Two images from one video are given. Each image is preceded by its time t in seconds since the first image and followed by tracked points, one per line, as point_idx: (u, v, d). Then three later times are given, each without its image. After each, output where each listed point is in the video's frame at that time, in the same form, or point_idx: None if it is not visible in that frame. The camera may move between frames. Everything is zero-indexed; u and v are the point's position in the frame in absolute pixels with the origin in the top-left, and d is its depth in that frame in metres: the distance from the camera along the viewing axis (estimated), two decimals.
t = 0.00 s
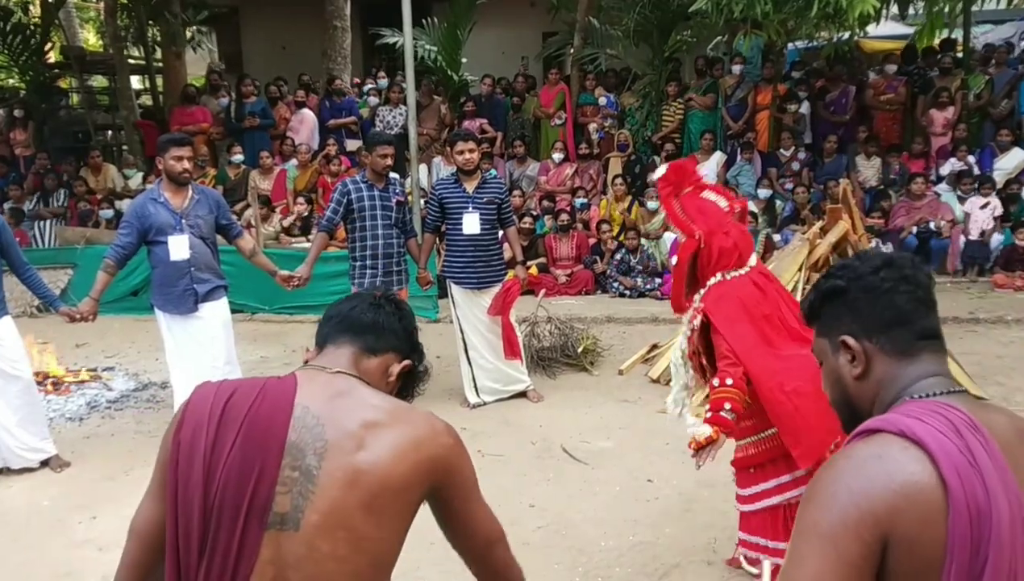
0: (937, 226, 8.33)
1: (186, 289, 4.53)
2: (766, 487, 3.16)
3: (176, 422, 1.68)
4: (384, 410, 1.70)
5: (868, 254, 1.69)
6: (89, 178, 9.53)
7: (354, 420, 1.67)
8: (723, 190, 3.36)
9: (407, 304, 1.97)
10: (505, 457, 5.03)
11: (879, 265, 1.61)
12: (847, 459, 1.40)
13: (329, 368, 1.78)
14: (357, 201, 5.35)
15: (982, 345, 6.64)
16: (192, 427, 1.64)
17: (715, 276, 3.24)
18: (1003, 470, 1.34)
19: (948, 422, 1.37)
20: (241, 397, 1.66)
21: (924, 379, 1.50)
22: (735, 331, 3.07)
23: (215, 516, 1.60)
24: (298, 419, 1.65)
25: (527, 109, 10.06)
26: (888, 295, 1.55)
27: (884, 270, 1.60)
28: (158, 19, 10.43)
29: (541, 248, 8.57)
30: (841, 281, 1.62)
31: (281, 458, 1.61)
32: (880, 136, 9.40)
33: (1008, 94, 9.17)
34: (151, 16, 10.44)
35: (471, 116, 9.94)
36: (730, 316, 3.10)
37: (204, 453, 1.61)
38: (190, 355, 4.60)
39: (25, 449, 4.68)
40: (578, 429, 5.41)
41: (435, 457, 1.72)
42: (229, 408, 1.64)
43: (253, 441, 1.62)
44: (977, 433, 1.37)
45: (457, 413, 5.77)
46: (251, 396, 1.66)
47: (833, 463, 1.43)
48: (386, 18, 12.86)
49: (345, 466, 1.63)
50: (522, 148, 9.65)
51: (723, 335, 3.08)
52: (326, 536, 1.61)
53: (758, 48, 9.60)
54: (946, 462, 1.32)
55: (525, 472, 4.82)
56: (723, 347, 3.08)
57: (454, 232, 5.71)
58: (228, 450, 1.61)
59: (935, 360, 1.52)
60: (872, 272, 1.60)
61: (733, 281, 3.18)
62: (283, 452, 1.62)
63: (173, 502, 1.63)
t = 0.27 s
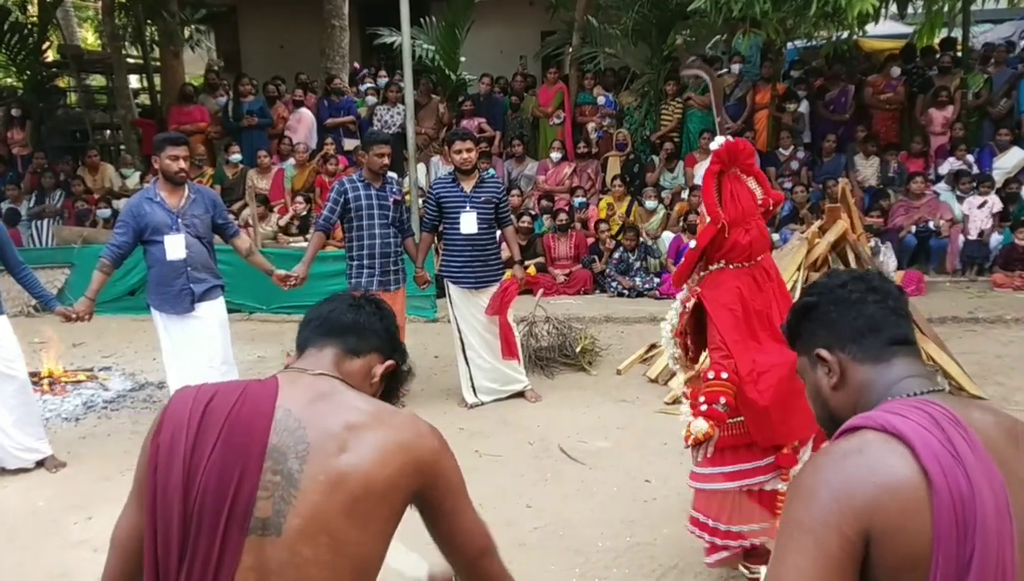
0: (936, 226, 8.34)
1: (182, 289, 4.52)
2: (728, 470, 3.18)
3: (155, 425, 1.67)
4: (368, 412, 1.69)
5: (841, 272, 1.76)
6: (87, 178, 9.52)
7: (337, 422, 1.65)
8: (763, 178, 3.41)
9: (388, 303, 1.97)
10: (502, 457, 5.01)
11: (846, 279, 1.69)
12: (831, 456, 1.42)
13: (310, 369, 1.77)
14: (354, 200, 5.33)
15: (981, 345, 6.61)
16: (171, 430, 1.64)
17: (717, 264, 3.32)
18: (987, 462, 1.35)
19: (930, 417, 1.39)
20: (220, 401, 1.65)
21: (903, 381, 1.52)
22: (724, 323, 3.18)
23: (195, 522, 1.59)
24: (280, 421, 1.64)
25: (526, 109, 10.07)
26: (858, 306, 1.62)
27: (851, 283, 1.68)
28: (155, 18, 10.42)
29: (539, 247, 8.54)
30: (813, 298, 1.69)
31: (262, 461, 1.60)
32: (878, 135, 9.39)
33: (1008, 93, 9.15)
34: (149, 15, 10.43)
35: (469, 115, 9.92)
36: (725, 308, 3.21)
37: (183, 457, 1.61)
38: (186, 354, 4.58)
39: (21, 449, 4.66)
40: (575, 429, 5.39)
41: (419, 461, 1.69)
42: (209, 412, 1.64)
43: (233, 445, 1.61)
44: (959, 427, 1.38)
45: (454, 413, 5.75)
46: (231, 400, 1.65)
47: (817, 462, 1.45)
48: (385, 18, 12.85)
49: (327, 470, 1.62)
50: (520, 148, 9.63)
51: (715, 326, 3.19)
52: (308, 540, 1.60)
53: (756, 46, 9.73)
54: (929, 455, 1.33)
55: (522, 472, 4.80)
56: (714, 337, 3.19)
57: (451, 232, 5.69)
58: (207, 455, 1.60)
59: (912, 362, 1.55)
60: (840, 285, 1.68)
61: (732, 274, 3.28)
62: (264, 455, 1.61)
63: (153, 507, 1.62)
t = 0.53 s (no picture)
0: (936, 225, 8.24)
1: (178, 289, 4.50)
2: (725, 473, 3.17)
3: (117, 437, 1.55)
4: (339, 425, 1.54)
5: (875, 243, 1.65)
6: (84, 178, 9.54)
7: (302, 442, 1.52)
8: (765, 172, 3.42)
9: (347, 253, 1.67)
10: (500, 457, 5.00)
11: (883, 259, 1.57)
12: (832, 472, 1.39)
13: (271, 373, 1.61)
14: (350, 199, 5.30)
15: (980, 345, 6.60)
16: (134, 446, 1.52)
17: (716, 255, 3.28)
18: (990, 473, 1.33)
19: (932, 425, 1.37)
20: (181, 413, 1.51)
21: (916, 379, 1.48)
22: (720, 314, 3.16)
23: (170, 546, 1.49)
24: (247, 440, 1.51)
25: (524, 109, 10.07)
26: (886, 290, 1.52)
27: (889, 265, 1.56)
28: (153, 18, 10.40)
29: (537, 248, 8.51)
30: (841, 271, 1.59)
31: (232, 483, 1.49)
32: (878, 134, 9.36)
33: (1007, 93, 9.14)
34: (146, 15, 10.41)
35: (467, 115, 9.93)
36: (722, 299, 3.18)
37: (149, 478, 1.50)
38: (182, 355, 4.58)
39: (17, 450, 4.64)
40: (573, 429, 5.38)
41: (391, 471, 1.55)
42: (171, 426, 1.51)
43: (199, 464, 1.49)
44: (963, 435, 1.36)
45: (452, 413, 5.73)
46: (193, 412, 1.51)
47: (819, 470, 1.43)
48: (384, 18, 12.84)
49: (297, 493, 1.50)
50: (519, 148, 9.61)
51: (711, 318, 3.17)
52: (286, 564, 1.51)
53: (756, 46, 9.71)
54: (933, 468, 1.31)
55: (520, 473, 4.79)
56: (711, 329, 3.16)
57: (449, 232, 5.67)
58: (174, 475, 1.49)
59: (929, 362, 1.50)
60: (875, 266, 1.56)
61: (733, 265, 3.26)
62: (233, 475, 1.49)
63: (126, 527, 1.53)
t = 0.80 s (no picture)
0: (934, 224, 8.18)
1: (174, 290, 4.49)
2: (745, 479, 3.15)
3: (69, 467, 1.40)
4: (307, 467, 1.41)
5: (924, 233, 1.52)
6: (83, 178, 9.55)
7: (264, 484, 1.39)
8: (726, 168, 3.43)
9: (254, 262, 1.36)
10: (497, 458, 4.99)
11: (934, 259, 1.43)
12: (857, 509, 1.28)
13: (223, 408, 1.44)
14: (347, 200, 5.30)
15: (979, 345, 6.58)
16: (89, 483, 1.36)
17: (713, 256, 3.23)
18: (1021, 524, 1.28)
19: (971, 468, 1.28)
20: (140, 444, 1.36)
21: (962, 403, 1.40)
22: (729, 308, 3.09)
23: None
24: (209, 475, 1.38)
25: (523, 108, 10.07)
26: (936, 295, 1.39)
27: (941, 266, 1.42)
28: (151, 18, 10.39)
29: (536, 248, 8.49)
30: (886, 270, 1.46)
31: (195, 522, 1.35)
32: (876, 134, 9.35)
33: (1006, 92, 9.11)
34: (144, 15, 10.40)
35: (466, 114, 9.94)
36: (733, 299, 3.10)
37: (106, 516, 1.35)
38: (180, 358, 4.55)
39: (13, 451, 4.64)
40: (571, 430, 5.37)
41: (362, 518, 1.43)
42: (128, 459, 1.36)
43: (161, 502, 1.34)
44: (1004, 482, 1.29)
45: (450, 414, 5.72)
46: (151, 443, 1.37)
47: (841, 499, 1.32)
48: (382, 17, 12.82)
49: (258, 536, 1.38)
50: (517, 148, 9.57)
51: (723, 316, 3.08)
52: None
53: (755, 45, 9.61)
54: (970, 522, 1.23)
55: (518, 474, 4.77)
56: (723, 328, 3.07)
57: (446, 233, 5.66)
58: (134, 514, 1.34)
59: (976, 381, 1.41)
60: (926, 268, 1.43)
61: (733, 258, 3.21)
62: (197, 514, 1.35)
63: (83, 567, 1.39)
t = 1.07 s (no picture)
0: (933, 224, 8.23)
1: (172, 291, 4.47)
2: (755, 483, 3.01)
3: (18, 488, 1.32)
4: (273, 482, 1.31)
5: (931, 240, 1.50)
6: (81, 177, 9.54)
7: (225, 505, 1.29)
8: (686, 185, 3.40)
9: (210, 268, 1.28)
10: (494, 457, 4.98)
11: (941, 271, 1.41)
12: (853, 530, 1.26)
13: (176, 427, 1.34)
14: (343, 200, 5.30)
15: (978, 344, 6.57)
16: (36, 506, 1.29)
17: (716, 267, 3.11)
18: None
19: (972, 491, 1.24)
20: (87, 465, 1.28)
21: (961, 420, 1.37)
22: (755, 314, 2.98)
23: None
24: (159, 500, 1.28)
25: (522, 108, 10.07)
26: (943, 307, 1.38)
27: (950, 277, 1.40)
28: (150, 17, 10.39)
29: (534, 248, 8.47)
30: (893, 278, 1.44)
31: (144, 549, 1.26)
32: (875, 134, 9.33)
33: (1005, 92, 9.11)
34: (143, 15, 10.39)
35: (464, 114, 9.95)
36: (753, 303, 3.01)
37: (54, 542, 1.27)
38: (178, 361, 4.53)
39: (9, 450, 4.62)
40: (569, 429, 5.35)
41: (329, 538, 1.31)
42: (76, 481, 1.28)
43: (108, 529, 1.25)
44: (1007, 505, 1.24)
45: (448, 414, 5.70)
46: (100, 464, 1.28)
47: (839, 517, 1.30)
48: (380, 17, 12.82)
49: (214, 562, 1.28)
50: (516, 147, 9.56)
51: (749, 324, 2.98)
52: None
53: (753, 45, 9.41)
54: (971, 547, 1.19)
55: (516, 474, 4.75)
56: (753, 334, 2.97)
57: (444, 232, 5.65)
58: (80, 539, 1.25)
59: (976, 397, 1.39)
60: (934, 279, 1.40)
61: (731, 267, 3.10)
62: (146, 540, 1.26)
63: None
